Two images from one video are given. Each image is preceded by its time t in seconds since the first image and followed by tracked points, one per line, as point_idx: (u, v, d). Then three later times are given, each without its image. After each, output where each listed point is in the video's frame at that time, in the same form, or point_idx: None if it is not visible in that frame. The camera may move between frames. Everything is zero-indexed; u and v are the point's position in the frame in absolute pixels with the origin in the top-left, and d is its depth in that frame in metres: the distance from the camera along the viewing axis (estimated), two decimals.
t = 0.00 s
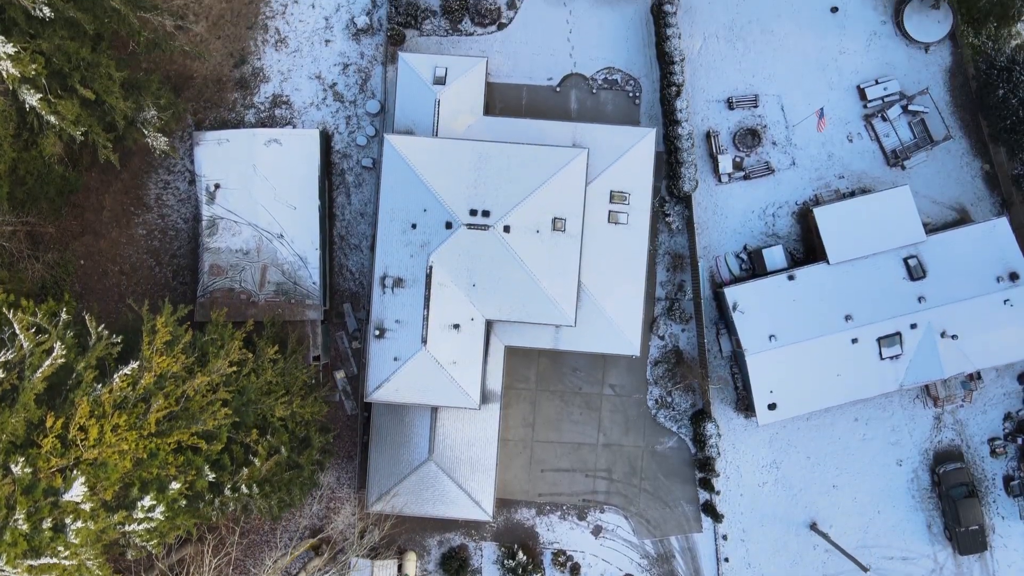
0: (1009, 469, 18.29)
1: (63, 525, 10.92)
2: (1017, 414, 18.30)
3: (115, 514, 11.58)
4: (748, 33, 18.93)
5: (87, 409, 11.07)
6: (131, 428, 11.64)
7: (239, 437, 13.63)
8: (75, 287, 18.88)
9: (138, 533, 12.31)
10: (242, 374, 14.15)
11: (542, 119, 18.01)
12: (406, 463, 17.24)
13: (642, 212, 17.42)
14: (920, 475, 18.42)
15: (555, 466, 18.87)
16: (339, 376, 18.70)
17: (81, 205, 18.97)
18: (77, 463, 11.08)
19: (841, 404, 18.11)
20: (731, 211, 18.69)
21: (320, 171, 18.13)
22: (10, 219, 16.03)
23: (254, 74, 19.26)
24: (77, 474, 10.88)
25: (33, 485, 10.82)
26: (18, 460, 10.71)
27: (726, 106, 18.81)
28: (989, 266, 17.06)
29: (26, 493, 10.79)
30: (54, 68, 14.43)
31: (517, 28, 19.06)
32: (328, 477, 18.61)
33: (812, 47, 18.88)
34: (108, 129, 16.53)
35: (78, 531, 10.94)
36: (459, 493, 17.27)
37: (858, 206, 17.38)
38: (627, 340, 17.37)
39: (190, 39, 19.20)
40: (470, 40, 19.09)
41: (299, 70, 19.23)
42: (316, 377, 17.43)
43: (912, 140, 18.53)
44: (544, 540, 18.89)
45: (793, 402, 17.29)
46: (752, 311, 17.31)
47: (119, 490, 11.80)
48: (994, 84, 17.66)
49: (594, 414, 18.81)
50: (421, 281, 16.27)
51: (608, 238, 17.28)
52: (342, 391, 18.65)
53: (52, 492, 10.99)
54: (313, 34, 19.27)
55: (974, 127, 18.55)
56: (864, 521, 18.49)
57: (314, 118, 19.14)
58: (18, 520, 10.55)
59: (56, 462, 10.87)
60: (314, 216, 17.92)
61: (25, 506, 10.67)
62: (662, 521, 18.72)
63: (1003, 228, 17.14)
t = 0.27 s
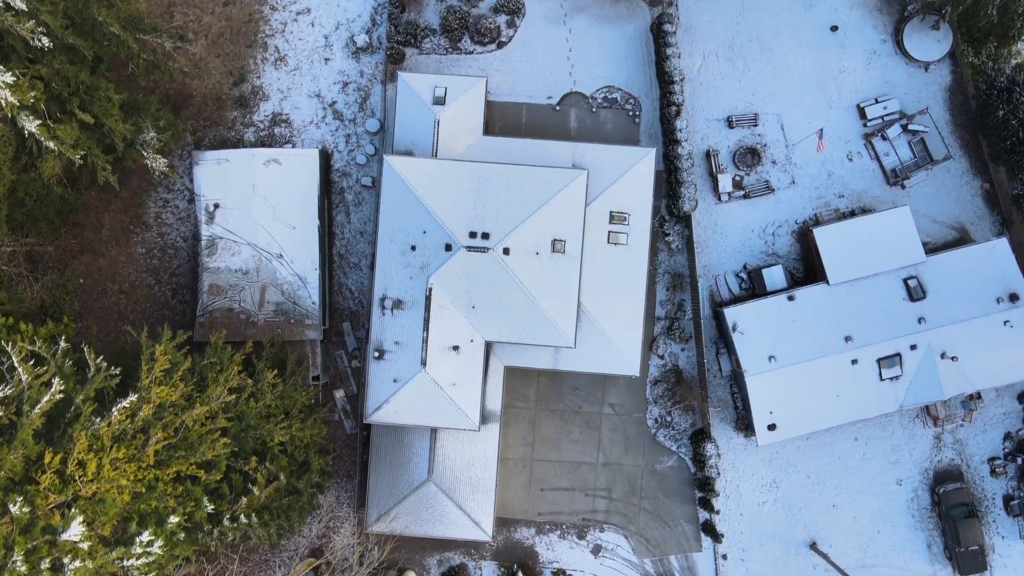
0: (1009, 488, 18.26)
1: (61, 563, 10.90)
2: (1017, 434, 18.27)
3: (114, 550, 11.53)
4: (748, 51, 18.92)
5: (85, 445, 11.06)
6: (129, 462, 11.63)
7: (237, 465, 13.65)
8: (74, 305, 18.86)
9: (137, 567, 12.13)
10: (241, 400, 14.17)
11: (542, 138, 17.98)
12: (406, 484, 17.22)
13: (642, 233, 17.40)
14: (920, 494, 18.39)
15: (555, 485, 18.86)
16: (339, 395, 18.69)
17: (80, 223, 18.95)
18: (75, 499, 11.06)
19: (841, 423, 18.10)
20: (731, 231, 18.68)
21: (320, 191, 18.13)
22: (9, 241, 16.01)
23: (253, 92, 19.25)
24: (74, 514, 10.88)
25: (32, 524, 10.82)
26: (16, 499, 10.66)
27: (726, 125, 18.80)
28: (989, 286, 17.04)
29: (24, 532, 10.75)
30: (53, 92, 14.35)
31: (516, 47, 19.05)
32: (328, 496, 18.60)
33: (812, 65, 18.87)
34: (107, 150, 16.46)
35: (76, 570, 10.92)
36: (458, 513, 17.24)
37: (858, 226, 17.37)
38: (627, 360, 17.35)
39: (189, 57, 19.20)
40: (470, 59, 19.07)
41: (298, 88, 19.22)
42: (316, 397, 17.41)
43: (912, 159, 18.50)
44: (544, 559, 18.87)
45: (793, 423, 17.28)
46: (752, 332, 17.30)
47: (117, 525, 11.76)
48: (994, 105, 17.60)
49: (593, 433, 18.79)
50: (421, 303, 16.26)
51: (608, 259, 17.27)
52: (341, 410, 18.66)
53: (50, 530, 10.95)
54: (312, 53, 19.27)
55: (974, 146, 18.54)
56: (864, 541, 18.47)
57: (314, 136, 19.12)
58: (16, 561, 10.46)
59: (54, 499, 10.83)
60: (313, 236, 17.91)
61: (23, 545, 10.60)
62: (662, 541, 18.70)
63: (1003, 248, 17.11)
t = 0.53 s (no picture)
0: (1009, 505, 18.24)
1: None
2: (1017, 451, 18.25)
3: None
4: (747, 67, 18.92)
5: (84, 475, 11.04)
6: (128, 491, 11.62)
7: (236, 490, 13.69)
8: (73, 321, 18.86)
9: None
10: (240, 423, 14.18)
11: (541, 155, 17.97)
12: (405, 502, 17.21)
13: (642, 250, 17.40)
14: (920, 511, 18.37)
15: (555, 501, 18.85)
16: (339, 412, 18.69)
17: (80, 239, 18.94)
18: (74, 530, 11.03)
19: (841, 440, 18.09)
20: (731, 247, 18.67)
21: (319, 207, 18.12)
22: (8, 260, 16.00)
23: (253, 108, 19.24)
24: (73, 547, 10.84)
25: (30, 557, 10.71)
26: (15, 532, 10.61)
27: (726, 141, 18.80)
28: (989, 304, 17.03)
29: (23, 565, 10.69)
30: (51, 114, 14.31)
31: (516, 63, 19.05)
32: (328, 512, 18.60)
33: (811, 81, 18.87)
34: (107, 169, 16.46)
35: None
36: (458, 531, 17.20)
37: (858, 244, 17.37)
38: (626, 378, 17.34)
39: (189, 73, 19.21)
40: (470, 74, 19.06)
41: (298, 104, 19.21)
42: (316, 415, 17.40)
43: (911, 176, 18.49)
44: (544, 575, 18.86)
45: (793, 441, 17.27)
46: (751, 350, 17.30)
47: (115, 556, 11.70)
48: (994, 123, 17.53)
49: (593, 449, 18.77)
50: (420, 322, 16.24)
51: (608, 277, 17.27)
52: (341, 426, 18.66)
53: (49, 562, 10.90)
54: (312, 69, 19.27)
55: (974, 163, 18.54)
56: (865, 558, 18.44)
57: (313, 152, 19.11)
58: None
59: (53, 530, 10.79)
60: (313, 253, 17.90)
61: None
62: (661, 557, 18.70)
63: (1003, 266, 17.09)
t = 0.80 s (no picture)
0: (1009, 525, 18.21)
1: None
2: (1017, 470, 18.24)
3: None
4: (747, 86, 18.91)
5: (83, 509, 11.02)
6: (127, 523, 11.62)
7: (235, 517, 13.74)
8: (73, 340, 18.87)
9: None
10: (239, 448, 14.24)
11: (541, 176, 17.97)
12: (405, 522, 17.19)
13: (641, 271, 17.39)
14: (920, 531, 18.34)
15: (554, 520, 18.83)
16: (339, 431, 18.69)
17: (79, 258, 18.94)
18: (73, 566, 10.99)
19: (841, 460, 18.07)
20: (731, 266, 18.66)
21: (319, 227, 18.12)
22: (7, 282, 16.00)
23: (252, 127, 19.24)
24: None
25: None
26: (14, 570, 10.56)
27: (725, 160, 18.79)
28: (989, 325, 17.02)
29: None
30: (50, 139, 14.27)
31: (515, 82, 19.03)
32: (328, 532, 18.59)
33: (811, 100, 18.86)
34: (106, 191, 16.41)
35: None
36: (458, 552, 17.15)
37: (857, 264, 17.36)
38: (626, 398, 17.33)
39: (189, 91, 19.21)
40: (469, 93, 19.04)
41: (297, 122, 19.21)
42: (315, 436, 17.39)
43: (911, 195, 18.48)
44: None
45: (793, 462, 17.25)
46: (751, 371, 17.29)
47: None
48: (994, 143, 17.51)
49: (593, 468, 18.75)
50: (420, 344, 16.24)
51: (607, 297, 17.26)
52: (340, 445, 18.66)
53: None
54: (311, 87, 19.27)
55: (973, 182, 18.53)
56: None
57: (313, 171, 19.10)
58: None
59: (52, 567, 10.74)
60: (312, 273, 17.89)
61: None
62: None
63: (1003, 287, 17.07)
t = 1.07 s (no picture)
0: (1009, 544, 18.18)
1: None
2: (1017, 490, 18.21)
3: None
4: (747, 105, 18.90)
5: (82, 544, 11.00)
6: (126, 556, 11.61)
7: (234, 545, 13.77)
8: (72, 359, 18.87)
9: None
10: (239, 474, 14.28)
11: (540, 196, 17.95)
12: (404, 543, 17.17)
13: (641, 291, 17.38)
14: (920, 550, 18.32)
15: (554, 539, 18.82)
16: (338, 450, 18.68)
17: (78, 277, 18.93)
18: None
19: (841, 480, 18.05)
20: (730, 285, 18.66)
21: (318, 247, 18.10)
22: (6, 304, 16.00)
23: (251, 145, 19.23)
24: None
25: None
26: None
27: (725, 179, 18.78)
28: (989, 346, 17.00)
29: None
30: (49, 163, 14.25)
31: (515, 100, 19.02)
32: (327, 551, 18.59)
33: (811, 119, 18.85)
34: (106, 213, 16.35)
35: None
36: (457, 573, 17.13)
37: (857, 285, 17.35)
38: (626, 419, 17.31)
39: (188, 109, 19.21)
40: (468, 112, 19.02)
41: (297, 141, 19.20)
42: (314, 456, 17.37)
43: (911, 214, 18.46)
44: None
45: (793, 482, 17.22)
46: (751, 391, 17.29)
47: None
48: (994, 164, 17.51)
49: (592, 488, 18.74)
50: (419, 366, 16.24)
51: (607, 318, 17.26)
52: (340, 464, 18.65)
53: None
54: (311, 106, 19.26)
55: (973, 201, 18.51)
56: None
57: (312, 190, 19.09)
58: None
59: None
60: (312, 293, 17.88)
61: None
62: None
63: (1003, 308, 17.06)
